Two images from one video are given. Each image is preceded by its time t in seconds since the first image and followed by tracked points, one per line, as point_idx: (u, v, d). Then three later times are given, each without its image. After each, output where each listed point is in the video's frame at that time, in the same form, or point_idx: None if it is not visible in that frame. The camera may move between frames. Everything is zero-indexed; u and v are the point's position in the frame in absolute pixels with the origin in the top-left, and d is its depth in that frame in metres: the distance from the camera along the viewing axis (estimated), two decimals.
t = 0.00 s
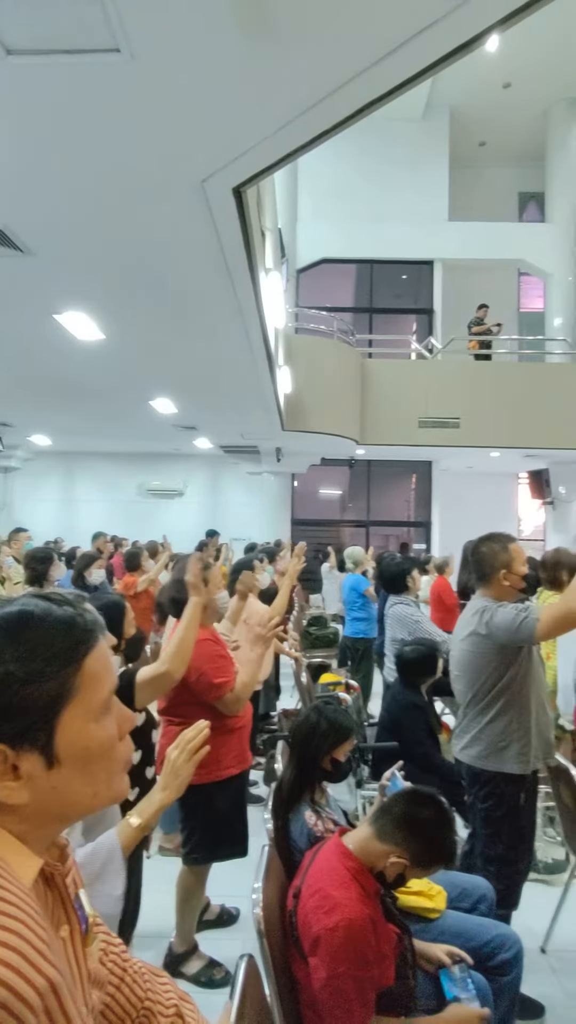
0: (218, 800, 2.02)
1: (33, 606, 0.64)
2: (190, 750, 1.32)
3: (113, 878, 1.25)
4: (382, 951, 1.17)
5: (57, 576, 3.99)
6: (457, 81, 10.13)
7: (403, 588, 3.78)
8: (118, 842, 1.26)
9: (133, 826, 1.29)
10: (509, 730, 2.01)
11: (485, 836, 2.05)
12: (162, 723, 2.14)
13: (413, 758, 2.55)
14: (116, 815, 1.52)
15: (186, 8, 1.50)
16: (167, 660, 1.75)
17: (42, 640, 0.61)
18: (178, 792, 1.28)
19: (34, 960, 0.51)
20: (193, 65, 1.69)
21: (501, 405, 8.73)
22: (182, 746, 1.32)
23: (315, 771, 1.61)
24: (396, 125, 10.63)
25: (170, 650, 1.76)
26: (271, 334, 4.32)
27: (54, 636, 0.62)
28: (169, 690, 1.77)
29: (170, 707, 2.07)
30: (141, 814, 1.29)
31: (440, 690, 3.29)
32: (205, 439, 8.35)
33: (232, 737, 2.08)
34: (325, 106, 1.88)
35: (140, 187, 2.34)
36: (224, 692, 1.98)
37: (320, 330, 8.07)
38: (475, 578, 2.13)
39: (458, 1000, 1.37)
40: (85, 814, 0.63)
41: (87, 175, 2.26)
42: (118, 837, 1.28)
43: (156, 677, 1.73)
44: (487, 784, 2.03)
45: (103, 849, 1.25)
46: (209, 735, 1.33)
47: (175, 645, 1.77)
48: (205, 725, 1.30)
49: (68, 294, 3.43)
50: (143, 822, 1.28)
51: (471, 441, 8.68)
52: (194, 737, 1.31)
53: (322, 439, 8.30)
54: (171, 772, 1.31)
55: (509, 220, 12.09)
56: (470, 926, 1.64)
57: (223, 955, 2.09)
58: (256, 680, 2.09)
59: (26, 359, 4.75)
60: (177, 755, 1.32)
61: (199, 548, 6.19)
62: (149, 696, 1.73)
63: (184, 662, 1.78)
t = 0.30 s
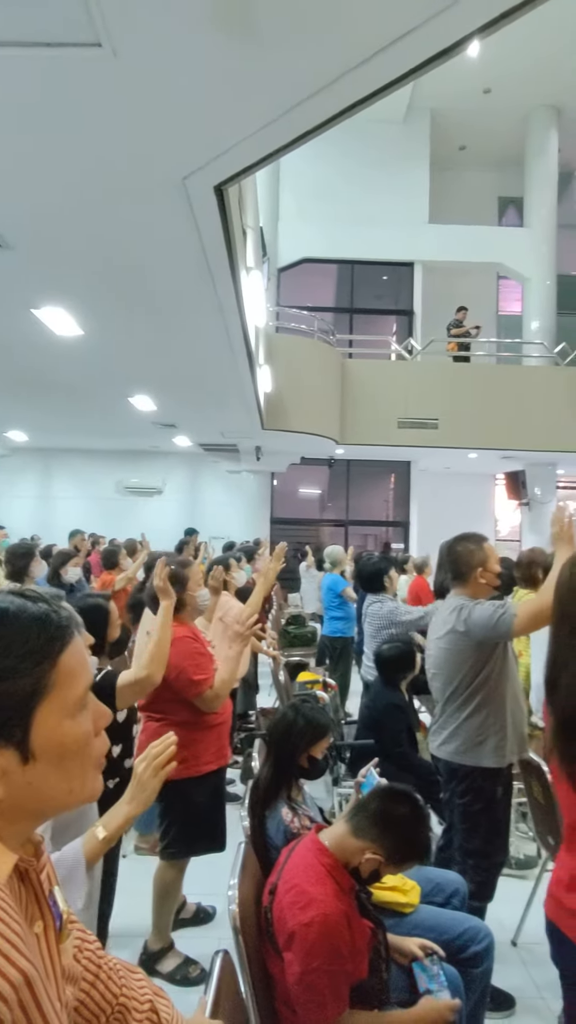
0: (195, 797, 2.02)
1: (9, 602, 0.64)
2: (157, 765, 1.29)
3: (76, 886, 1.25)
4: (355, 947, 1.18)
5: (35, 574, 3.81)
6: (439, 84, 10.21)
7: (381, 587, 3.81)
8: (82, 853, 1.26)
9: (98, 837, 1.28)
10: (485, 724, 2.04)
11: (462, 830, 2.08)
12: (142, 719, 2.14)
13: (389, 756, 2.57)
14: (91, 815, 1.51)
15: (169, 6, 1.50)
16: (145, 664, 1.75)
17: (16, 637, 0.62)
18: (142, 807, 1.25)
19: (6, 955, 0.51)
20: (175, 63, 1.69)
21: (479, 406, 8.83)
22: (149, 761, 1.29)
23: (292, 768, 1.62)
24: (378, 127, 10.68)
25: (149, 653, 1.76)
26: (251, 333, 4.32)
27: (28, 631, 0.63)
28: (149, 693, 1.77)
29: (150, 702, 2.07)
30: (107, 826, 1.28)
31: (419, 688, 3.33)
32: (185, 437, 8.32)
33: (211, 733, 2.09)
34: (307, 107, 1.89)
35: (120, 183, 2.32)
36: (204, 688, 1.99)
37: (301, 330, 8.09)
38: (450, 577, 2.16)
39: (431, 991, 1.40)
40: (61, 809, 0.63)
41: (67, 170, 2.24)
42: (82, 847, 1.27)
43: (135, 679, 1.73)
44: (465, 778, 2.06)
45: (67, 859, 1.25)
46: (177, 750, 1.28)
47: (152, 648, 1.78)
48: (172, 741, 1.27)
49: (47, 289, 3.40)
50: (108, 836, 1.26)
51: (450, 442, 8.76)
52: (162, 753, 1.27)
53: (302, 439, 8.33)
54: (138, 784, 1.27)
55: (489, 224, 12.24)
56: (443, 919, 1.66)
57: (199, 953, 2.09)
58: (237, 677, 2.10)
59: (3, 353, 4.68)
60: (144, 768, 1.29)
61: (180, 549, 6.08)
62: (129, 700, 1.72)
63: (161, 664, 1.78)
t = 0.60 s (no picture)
0: (174, 795, 2.03)
1: None
2: (130, 769, 1.29)
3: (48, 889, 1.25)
4: (331, 942, 1.20)
5: (15, 569, 3.81)
6: (420, 88, 10.30)
7: (360, 586, 3.86)
8: (55, 857, 1.26)
9: (71, 841, 1.28)
10: (462, 721, 2.08)
11: (437, 825, 2.11)
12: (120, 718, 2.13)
13: (367, 754, 2.59)
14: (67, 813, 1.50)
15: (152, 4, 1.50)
16: (131, 685, 1.70)
17: None
18: (116, 811, 1.25)
19: None
20: (158, 62, 1.69)
21: (458, 408, 8.92)
22: (122, 764, 1.29)
23: (269, 765, 1.63)
24: (360, 128, 10.72)
25: (138, 673, 1.72)
26: (232, 331, 4.32)
27: (3, 629, 0.63)
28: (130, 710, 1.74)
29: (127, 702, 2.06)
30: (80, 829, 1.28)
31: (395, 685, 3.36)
32: (165, 435, 8.29)
33: (190, 731, 2.08)
34: (289, 108, 1.90)
35: (101, 179, 2.31)
36: (181, 687, 1.99)
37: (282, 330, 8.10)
38: (424, 577, 2.18)
39: (405, 984, 1.42)
40: (35, 806, 0.64)
41: (47, 165, 2.22)
42: (54, 850, 1.27)
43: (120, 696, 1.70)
44: (443, 776, 2.08)
45: (39, 861, 1.24)
46: (150, 754, 1.28)
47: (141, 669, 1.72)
48: (147, 744, 1.27)
49: (25, 284, 3.35)
50: (80, 839, 1.27)
51: (429, 442, 8.84)
52: (136, 756, 1.27)
53: (282, 438, 8.35)
54: (112, 787, 1.27)
55: (469, 227, 12.38)
56: (418, 914, 1.68)
57: (175, 951, 2.09)
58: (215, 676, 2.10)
59: None
60: (117, 771, 1.29)
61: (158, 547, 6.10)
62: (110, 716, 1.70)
63: (147, 687, 1.74)
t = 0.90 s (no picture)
0: (156, 794, 2.02)
1: None
2: (113, 752, 1.30)
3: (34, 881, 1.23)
4: (313, 939, 1.20)
5: None
6: (405, 89, 10.35)
7: (343, 584, 3.88)
8: (41, 845, 1.24)
9: (56, 829, 1.27)
10: (443, 718, 2.10)
11: (418, 821, 2.12)
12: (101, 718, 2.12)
13: (350, 750, 2.60)
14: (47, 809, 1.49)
15: None
16: (111, 671, 1.69)
17: None
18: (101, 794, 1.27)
19: None
20: (142, 56, 1.68)
21: (442, 408, 8.97)
22: (104, 747, 1.30)
23: (252, 763, 1.63)
24: (346, 128, 10.75)
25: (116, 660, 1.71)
26: (216, 330, 4.31)
27: None
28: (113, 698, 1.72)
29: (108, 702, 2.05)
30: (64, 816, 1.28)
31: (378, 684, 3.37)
32: (149, 433, 8.23)
33: (172, 730, 2.08)
34: (274, 107, 1.91)
35: (84, 174, 2.29)
36: (164, 686, 1.99)
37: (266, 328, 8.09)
38: (404, 576, 2.19)
39: (386, 979, 1.43)
40: (15, 802, 0.65)
41: (28, 159, 2.20)
42: (39, 840, 1.25)
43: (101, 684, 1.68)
44: (425, 774, 2.10)
45: (25, 849, 1.23)
46: (131, 736, 1.31)
47: (121, 652, 1.73)
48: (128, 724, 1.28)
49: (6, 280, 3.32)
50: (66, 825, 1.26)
51: (412, 442, 8.89)
52: (116, 737, 1.30)
53: (266, 437, 8.35)
54: (95, 773, 1.29)
55: (452, 228, 12.48)
56: (399, 910, 1.70)
57: (157, 951, 2.09)
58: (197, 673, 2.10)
59: None
60: (99, 755, 1.30)
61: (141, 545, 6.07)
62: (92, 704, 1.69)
63: (128, 672, 1.73)
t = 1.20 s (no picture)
0: (143, 795, 2.02)
1: None
2: (106, 735, 1.33)
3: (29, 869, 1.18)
4: (299, 937, 1.21)
5: None
6: (393, 89, 10.36)
7: (330, 583, 3.89)
8: (37, 831, 1.21)
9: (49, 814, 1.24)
10: (428, 716, 2.11)
11: (403, 819, 2.13)
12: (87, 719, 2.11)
13: (338, 747, 2.61)
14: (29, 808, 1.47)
15: None
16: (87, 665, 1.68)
17: None
18: (95, 778, 1.28)
19: None
20: (130, 54, 1.67)
21: (430, 408, 9.01)
22: (96, 732, 1.33)
23: (239, 762, 1.63)
24: (334, 127, 10.75)
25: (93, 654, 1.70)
26: (203, 328, 4.30)
27: None
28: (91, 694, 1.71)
29: (94, 702, 2.05)
30: (57, 802, 1.26)
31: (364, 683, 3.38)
32: (135, 432, 8.18)
33: (158, 731, 2.08)
34: (262, 106, 1.91)
35: (71, 170, 2.27)
36: (150, 686, 1.98)
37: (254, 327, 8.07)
38: (390, 575, 2.20)
39: (371, 974, 1.44)
40: (7, 792, 0.78)
41: (14, 155, 2.18)
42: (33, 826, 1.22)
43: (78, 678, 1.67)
44: (411, 770, 2.11)
45: (17, 839, 1.18)
46: (123, 722, 1.35)
47: (98, 647, 1.73)
48: (121, 708, 1.34)
49: None
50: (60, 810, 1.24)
51: (399, 442, 8.91)
52: (108, 722, 1.33)
53: (254, 436, 8.33)
54: (87, 758, 1.30)
55: (440, 229, 12.53)
56: (384, 907, 1.70)
57: (143, 951, 2.08)
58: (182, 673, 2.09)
59: None
60: (91, 741, 1.32)
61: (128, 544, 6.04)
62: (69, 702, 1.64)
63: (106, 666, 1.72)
